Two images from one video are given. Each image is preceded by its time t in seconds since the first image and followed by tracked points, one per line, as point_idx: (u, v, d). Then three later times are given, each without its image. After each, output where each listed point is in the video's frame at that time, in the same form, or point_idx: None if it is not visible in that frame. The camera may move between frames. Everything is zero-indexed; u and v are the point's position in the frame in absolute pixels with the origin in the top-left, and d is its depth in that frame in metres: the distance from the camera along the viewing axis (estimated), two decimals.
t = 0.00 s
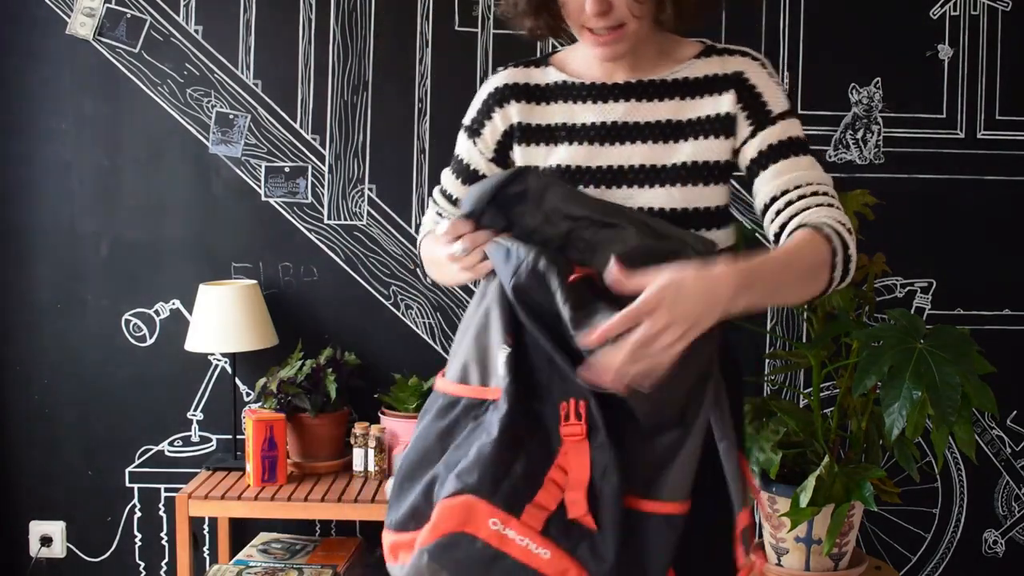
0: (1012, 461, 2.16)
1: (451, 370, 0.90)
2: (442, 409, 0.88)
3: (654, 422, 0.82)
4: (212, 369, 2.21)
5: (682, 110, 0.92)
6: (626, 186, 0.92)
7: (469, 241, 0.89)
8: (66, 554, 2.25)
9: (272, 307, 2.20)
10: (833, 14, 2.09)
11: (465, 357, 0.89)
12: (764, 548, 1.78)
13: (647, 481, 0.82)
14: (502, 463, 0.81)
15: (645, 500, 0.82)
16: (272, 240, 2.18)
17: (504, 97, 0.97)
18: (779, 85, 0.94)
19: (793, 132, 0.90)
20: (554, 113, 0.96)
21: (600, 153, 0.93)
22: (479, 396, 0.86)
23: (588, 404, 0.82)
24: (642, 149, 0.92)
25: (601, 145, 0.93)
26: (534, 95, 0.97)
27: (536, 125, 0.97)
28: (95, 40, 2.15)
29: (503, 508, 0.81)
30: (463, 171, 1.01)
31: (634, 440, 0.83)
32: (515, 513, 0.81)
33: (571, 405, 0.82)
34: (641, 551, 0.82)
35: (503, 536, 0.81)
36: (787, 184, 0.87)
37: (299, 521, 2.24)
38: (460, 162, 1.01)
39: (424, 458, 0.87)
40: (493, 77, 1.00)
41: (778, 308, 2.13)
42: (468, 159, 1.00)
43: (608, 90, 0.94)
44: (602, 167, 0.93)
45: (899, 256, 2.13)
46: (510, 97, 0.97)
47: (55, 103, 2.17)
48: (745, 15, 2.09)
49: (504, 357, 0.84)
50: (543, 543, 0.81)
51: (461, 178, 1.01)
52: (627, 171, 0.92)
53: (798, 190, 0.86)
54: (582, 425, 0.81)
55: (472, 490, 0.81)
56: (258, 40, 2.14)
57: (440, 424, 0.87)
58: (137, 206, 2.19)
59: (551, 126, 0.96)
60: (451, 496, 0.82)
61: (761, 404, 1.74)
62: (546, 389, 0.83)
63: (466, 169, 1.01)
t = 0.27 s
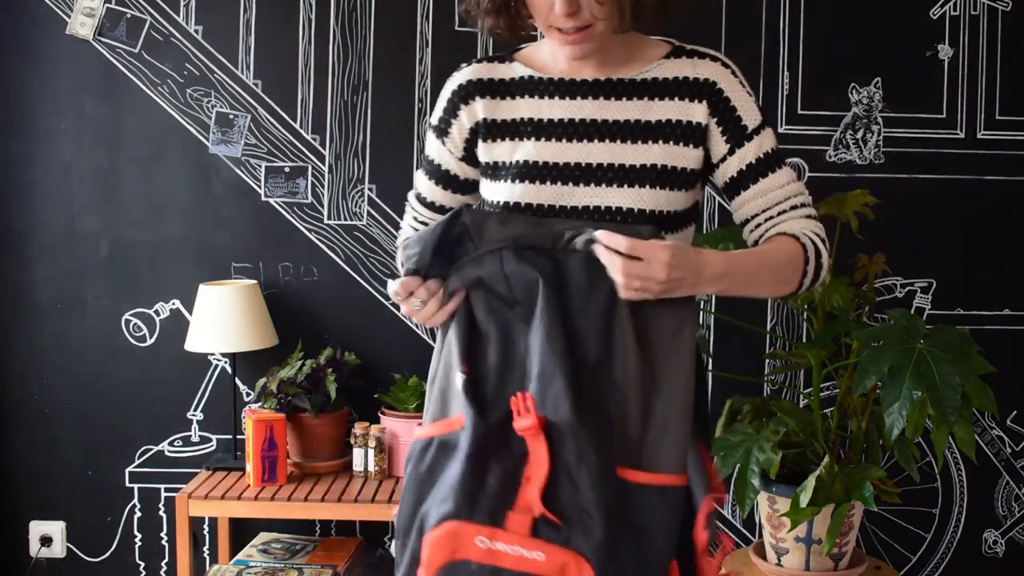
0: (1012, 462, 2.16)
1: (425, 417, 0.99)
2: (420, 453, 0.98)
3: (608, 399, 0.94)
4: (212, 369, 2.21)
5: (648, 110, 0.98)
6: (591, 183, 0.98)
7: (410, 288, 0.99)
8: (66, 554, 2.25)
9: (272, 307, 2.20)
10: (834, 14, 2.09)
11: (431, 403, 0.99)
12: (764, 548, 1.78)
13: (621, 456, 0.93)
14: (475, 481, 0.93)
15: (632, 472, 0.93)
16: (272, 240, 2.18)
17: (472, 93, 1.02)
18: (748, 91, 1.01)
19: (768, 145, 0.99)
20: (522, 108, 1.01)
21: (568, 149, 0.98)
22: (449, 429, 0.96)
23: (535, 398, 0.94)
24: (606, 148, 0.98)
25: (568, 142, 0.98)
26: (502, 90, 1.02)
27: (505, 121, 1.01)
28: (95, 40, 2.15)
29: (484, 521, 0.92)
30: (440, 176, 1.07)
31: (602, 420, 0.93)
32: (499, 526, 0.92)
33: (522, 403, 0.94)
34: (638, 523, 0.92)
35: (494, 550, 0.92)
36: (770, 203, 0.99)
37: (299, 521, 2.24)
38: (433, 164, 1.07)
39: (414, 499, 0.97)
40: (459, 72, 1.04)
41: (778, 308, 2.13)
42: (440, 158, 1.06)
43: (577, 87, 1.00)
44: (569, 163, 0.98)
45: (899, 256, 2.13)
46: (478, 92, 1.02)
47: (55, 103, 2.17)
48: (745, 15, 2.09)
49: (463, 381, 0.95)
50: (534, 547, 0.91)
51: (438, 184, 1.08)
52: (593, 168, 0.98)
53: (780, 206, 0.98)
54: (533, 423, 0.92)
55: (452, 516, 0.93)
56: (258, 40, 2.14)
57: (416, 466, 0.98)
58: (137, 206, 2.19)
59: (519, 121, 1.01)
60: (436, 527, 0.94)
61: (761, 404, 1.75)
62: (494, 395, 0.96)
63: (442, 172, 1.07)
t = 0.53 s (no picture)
0: (1012, 462, 2.16)
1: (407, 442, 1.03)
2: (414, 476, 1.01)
3: (635, 439, 0.96)
4: (212, 370, 2.21)
5: (629, 108, 1.00)
6: (578, 180, 0.99)
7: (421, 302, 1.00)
8: (66, 554, 2.25)
9: (272, 307, 2.20)
10: (834, 14, 2.09)
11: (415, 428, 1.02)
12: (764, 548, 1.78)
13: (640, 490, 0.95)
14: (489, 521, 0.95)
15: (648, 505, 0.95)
16: (272, 240, 2.18)
17: (449, 96, 1.03)
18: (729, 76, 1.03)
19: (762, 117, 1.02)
20: (501, 109, 1.02)
21: (550, 149, 1.00)
22: (454, 460, 0.99)
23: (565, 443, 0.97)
24: (590, 146, 0.99)
25: (550, 142, 1.00)
26: (479, 92, 1.02)
27: (484, 122, 1.02)
28: (95, 40, 2.15)
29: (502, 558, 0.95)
30: (402, 171, 1.09)
31: (628, 460, 0.95)
32: (514, 563, 0.95)
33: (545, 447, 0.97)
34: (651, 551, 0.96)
35: None
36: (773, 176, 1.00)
37: (299, 521, 2.24)
38: (398, 160, 1.08)
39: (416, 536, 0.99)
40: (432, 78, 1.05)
41: (778, 308, 2.13)
42: (410, 158, 1.07)
43: (555, 87, 1.01)
44: (553, 163, 0.99)
45: (899, 256, 2.13)
46: (454, 95, 1.03)
47: (55, 103, 2.17)
48: (745, 15, 2.09)
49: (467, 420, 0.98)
50: None
51: (398, 178, 1.09)
52: (577, 166, 0.99)
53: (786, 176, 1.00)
54: (558, 468, 0.96)
55: (468, 555, 0.95)
56: (258, 40, 2.14)
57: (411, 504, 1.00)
58: (137, 206, 2.19)
59: (498, 122, 1.02)
60: (449, 564, 0.95)
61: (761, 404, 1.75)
62: (514, 433, 0.99)
63: (406, 168, 1.08)
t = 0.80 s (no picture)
0: (1012, 461, 2.16)
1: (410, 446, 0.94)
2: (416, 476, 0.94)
3: (644, 408, 0.91)
4: (212, 370, 2.21)
5: (620, 105, 1.03)
6: (572, 179, 1.02)
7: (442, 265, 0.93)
8: (66, 554, 2.25)
9: (272, 307, 2.20)
10: (834, 14, 2.09)
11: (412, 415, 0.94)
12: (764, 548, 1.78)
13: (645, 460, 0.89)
14: (483, 494, 0.91)
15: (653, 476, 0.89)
16: (272, 240, 2.18)
17: (444, 93, 1.05)
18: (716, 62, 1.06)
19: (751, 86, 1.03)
20: (495, 106, 1.04)
21: (544, 148, 1.02)
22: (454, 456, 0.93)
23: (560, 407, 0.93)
24: (583, 144, 1.02)
25: (545, 141, 1.02)
26: (472, 88, 1.05)
27: (478, 119, 1.04)
28: (95, 40, 2.15)
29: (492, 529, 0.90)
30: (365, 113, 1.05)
31: (632, 425, 0.90)
32: (505, 533, 0.89)
33: (540, 413, 0.93)
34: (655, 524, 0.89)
35: (500, 557, 0.89)
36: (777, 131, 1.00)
37: (299, 521, 2.24)
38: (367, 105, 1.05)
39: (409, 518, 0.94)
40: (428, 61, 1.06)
41: (778, 308, 2.13)
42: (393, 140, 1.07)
43: (547, 86, 1.03)
44: (547, 162, 1.02)
45: (899, 256, 2.13)
46: (450, 92, 1.05)
47: (55, 103, 2.17)
48: (745, 15, 2.09)
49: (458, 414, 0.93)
50: (541, 553, 0.88)
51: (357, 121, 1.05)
52: (571, 164, 1.02)
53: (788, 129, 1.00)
54: (553, 434, 0.91)
55: (458, 524, 0.90)
56: (258, 41, 2.14)
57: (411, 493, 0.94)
58: (137, 206, 2.19)
59: (492, 120, 1.04)
60: (443, 535, 0.91)
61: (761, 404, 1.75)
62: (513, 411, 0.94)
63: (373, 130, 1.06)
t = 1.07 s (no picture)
0: (1012, 461, 2.16)
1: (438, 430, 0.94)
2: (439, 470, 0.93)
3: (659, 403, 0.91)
4: (212, 370, 2.21)
5: (619, 103, 1.02)
6: (573, 175, 1.01)
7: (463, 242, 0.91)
8: (66, 554, 2.25)
9: (272, 307, 2.20)
10: (833, 14, 2.09)
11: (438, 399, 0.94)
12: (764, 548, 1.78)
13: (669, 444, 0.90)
14: (522, 487, 0.90)
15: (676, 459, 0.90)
16: (272, 240, 2.18)
17: (443, 92, 1.03)
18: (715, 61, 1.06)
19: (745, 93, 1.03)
20: (495, 106, 1.03)
21: (545, 145, 1.01)
22: (491, 446, 0.92)
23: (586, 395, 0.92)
24: (584, 140, 1.01)
25: (546, 138, 1.01)
26: (471, 88, 1.04)
27: (478, 119, 1.03)
28: (95, 40, 2.15)
29: (531, 521, 0.88)
30: (366, 129, 1.06)
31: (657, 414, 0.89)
32: (545, 525, 0.88)
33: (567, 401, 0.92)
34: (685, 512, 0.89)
35: (541, 550, 0.87)
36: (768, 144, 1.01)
37: (299, 521, 2.24)
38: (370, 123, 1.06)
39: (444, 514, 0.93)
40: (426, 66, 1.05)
41: (778, 308, 2.13)
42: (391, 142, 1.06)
43: (546, 83, 1.02)
44: (547, 159, 1.01)
45: (899, 256, 2.13)
46: (449, 90, 1.03)
47: (55, 103, 2.17)
48: (745, 15, 2.09)
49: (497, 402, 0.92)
50: (583, 543, 0.87)
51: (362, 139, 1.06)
52: (572, 161, 1.01)
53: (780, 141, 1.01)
54: (582, 420, 0.90)
55: (497, 518, 0.88)
56: (258, 40, 2.14)
57: (442, 486, 0.93)
58: (137, 206, 2.19)
59: (493, 119, 1.03)
60: (481, 530, 0.89)
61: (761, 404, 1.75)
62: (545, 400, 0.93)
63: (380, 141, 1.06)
